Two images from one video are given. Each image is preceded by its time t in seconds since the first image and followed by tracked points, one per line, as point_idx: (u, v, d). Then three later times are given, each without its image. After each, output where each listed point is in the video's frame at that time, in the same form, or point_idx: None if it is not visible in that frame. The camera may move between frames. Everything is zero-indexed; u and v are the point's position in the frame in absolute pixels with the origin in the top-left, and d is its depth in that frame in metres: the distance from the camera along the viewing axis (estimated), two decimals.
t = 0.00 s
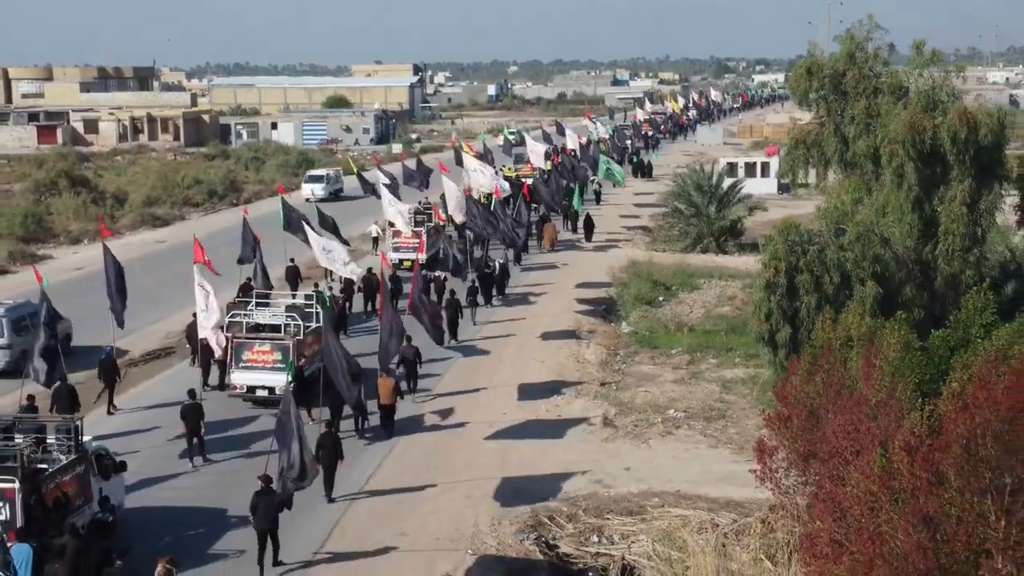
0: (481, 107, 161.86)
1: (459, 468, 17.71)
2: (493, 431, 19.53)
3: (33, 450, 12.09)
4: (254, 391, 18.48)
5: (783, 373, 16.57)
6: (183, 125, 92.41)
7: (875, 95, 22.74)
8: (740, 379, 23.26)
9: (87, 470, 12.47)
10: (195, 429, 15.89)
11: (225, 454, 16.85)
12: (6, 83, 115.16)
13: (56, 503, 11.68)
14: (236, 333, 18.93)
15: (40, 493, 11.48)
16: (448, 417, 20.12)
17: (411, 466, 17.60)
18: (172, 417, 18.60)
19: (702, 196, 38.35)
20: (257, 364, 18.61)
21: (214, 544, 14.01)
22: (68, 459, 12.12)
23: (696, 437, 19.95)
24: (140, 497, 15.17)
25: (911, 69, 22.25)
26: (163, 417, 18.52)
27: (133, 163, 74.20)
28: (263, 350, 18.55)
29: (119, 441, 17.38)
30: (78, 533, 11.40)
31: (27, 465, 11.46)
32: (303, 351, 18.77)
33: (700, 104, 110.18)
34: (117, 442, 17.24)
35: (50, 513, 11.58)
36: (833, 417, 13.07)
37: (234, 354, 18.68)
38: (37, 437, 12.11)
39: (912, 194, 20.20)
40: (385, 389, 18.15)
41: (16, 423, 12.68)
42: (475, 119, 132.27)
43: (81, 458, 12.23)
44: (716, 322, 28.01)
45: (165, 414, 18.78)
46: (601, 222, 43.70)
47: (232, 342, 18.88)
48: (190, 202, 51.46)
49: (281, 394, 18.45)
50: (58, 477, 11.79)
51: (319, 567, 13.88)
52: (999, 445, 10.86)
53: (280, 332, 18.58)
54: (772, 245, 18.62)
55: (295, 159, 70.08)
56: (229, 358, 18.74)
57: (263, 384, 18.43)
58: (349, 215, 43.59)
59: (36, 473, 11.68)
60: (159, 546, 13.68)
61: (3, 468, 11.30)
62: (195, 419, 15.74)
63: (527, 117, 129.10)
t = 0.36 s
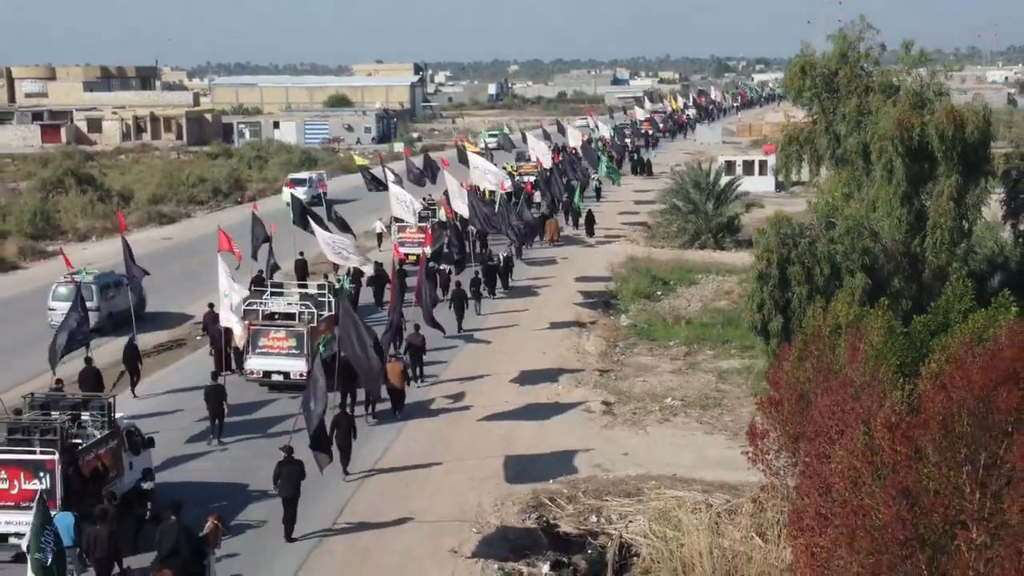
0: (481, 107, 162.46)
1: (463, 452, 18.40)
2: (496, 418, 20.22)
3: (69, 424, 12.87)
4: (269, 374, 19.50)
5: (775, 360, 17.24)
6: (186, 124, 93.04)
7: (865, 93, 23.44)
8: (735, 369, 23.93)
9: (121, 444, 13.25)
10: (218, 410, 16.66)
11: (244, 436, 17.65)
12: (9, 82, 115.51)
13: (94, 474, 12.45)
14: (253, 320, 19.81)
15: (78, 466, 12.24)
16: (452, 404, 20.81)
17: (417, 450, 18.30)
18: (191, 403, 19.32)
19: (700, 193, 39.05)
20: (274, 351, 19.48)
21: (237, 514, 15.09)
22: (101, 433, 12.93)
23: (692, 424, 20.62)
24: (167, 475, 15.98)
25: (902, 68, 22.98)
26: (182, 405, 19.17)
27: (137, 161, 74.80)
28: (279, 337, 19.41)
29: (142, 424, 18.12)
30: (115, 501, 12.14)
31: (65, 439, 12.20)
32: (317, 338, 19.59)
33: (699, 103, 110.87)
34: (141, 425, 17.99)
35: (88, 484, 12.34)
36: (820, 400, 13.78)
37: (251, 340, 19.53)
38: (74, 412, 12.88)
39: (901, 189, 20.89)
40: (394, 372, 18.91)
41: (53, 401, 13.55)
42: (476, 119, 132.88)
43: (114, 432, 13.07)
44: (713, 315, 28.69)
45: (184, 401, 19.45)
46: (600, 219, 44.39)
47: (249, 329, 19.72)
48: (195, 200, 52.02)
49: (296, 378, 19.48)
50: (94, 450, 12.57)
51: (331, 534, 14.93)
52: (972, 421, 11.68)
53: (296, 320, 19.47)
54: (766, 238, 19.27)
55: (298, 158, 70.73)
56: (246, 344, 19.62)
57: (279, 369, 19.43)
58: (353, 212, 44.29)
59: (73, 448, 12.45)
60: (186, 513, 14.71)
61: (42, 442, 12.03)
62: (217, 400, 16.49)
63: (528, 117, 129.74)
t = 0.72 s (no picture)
0: (482, 106, 163.17)
1: (468, 434, 19.20)
2: (499, 404, 20.98)
3: (102, 402, 13.84)
4: (285, 360, 20.45)
5: (766, 346, 18.01)
6: (189, 123, 93.73)
7: (856, 91, 24.19)
8: (730, 359, 24.69)
9: (149, 421, 14.23)
10: (235, 392, 17.44)
11: (262, 417, 18.53)
12: (13, 80, 116.19)
13: (129, 446, 13.40)
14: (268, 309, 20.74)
15: (112, 438, 13.18)
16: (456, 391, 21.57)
17: (424, 432, 19.10)
18: (209, 387, 20.14)
19: (698, 190, 39.79)
20: (288, 337, 20.46)
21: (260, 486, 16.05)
22: (131, 411, 13.87)
23: (688, 411, 21.38)
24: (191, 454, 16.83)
25: (891, 67, 23.76)
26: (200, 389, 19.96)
27: (142, 160, 75.50)
28: (292, 324, 20.36)
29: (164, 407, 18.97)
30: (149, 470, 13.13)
31: (101, 413, 13.13)
32: (329, 325, 20.49)
33: (699, 103, 111.49)
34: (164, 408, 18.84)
35: (122, 454, 13.29)
36: (805, 382, 14.49)
37: (266, 327, 20.45)
38: (106, 390, 13.84)
39: (890, 184, 21.66)
40: (403, 357, 19.70)
41: (87, 380, 14.55)
42: (477, 118, 133.52)
43: (143, 410, 14.01)
44: (710, 308, 29.43)
45: (202, 385, 20.27)
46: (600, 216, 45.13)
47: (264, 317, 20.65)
48: (200, 197, 52.77)
49: (309, 362, 20.44)
50: (125, 426, 13.53)
51: (347, 506, 15.86)
52: (949, 399, 12.44)
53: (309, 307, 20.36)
54: (758, 231, 20.15)
55: (301, 156, 71.49)
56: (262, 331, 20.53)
57: (292, 354, 20.36)
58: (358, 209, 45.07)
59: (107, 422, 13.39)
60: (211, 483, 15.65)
61: (79, 416, 12.97)
62: (236, 383, 17.27)
63: (529, 115, 130.55)
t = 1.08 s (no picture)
0: (483, 104, 163.85)
1: (472, 419, 19.96)
2: (502, 391, 21.71)
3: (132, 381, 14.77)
4: (298, 346, 21.31)
5: (757, 334, 18.74)
6: (192, 122, 94.40)
7: (847, 89, 24.94)
8: (725, 350, 25.43)
9: (176, 399, 15.17)
10: (252, 375, 18.48)
11: (277, 400, 19.41)
12: (16, 78, 116.72)
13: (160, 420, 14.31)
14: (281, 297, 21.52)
15: (142, 413, 14.11)
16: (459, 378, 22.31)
17: (430, 416, 19.85)
18: (224, 373, 20.93)
19: (695, 186, 40.55)
20: (301, 324, 21.24)
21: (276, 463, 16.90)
22: (159, 389, 14.79)
23: (683, 399, 22.11)
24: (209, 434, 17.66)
25: (881, 66, 24.53)
26: (214, 375, 20.76)
27: (145, 159, 76.24)
28: (306, 312, 21.15)
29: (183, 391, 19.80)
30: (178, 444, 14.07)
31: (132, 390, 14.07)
32: (341, 313, 21.30)
33: (698, 102, 112.11)
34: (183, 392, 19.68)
35: (151, 429, 14.15)
36: (792, 365, 15.14)
37: (280, 315, 21.27)
38: (137, 370, 14.79)
39: (879, 179, 22.45)
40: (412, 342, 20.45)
41: (116, 360, 15.47)
42: (478, 116, 134.18)
43: (170, 389, 14.93)
44: (706, 301, 30.16)
45: (216, 372, 21.07)
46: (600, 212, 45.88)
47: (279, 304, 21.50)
48: (205, 194, 53.47)
49: (321, 349, 21.34)
50: (155, 403, 14.47)
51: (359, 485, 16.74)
52: (927, 379, 13.01)
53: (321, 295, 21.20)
54: (750, 224, 20.97)
55: (304, 154, 72.22)
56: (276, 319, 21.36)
57: (304, 340, 21.21)
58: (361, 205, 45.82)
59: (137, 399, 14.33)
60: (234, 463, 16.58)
61: (112, 394, 13.91)
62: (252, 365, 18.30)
63: (529, 114, 131.24)
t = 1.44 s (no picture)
0: (483, 104, 164.40)
1: (476, 406, 20.64)
2: (504, 380, 22.38)
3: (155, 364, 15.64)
4: (309, 334, 22.21)
5: (750, 323, 19.42)
6: (194, 121, 94.99)
7: (838, 87, 25.64)
8: (721, 342, 26.09)
9: (197, 381, 16.05)
10: (268, 361, 19.36)
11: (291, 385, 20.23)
12: (19, 78, 117.34)
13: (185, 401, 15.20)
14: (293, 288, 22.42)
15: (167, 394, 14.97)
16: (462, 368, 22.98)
17: (434, 404, 20.52)
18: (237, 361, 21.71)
19: (692, 184, 41.21)
20: (313, 313, 22.13)
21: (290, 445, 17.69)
22: (181, 372, 15.67)
23: (680, 388, 22.76)
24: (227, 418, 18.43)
25: (872, 65, 25.24)
26: (229, 363, 21.64)
27: (147, 157, 76.91)
28: (317, 301, 22.04)
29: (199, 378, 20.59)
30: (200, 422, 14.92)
31: (157, 371, 14.93)
32: (350, 303, 22.25)
33: (696, 101, 112.61)
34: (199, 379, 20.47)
35: (176, 409, 14.99)
36: (783, 351, 15.79)
37: (293, 304, 22.14)
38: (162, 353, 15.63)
39: (869, 175, 23.26)
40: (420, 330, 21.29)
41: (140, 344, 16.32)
42: (478, 116, 134.65)
43: (191, 371, 15.82)
44: (703, 295, 30.80)
45: (231, 360, 21.95)
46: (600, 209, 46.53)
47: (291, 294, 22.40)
48: (209, 192, 54.12)
49: (332, 337, 22.25)
50: (178, 384, 15.35)
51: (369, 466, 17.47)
52: (908, 361, 13.69)
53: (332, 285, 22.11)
54: (743, 220, 21.65)
55: (306, 153, 72.85)
56: (288, 308, 22.24)
57: (316, 329, 22.14)
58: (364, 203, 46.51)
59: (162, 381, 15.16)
60: (251, 446, 17.39)
61: (138, 375, 14.77)
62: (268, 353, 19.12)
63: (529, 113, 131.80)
